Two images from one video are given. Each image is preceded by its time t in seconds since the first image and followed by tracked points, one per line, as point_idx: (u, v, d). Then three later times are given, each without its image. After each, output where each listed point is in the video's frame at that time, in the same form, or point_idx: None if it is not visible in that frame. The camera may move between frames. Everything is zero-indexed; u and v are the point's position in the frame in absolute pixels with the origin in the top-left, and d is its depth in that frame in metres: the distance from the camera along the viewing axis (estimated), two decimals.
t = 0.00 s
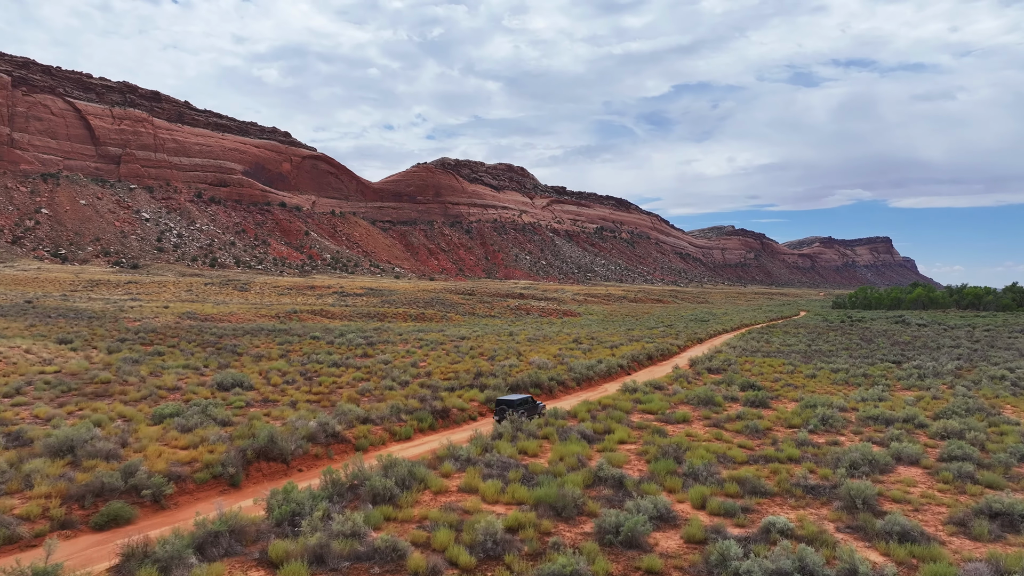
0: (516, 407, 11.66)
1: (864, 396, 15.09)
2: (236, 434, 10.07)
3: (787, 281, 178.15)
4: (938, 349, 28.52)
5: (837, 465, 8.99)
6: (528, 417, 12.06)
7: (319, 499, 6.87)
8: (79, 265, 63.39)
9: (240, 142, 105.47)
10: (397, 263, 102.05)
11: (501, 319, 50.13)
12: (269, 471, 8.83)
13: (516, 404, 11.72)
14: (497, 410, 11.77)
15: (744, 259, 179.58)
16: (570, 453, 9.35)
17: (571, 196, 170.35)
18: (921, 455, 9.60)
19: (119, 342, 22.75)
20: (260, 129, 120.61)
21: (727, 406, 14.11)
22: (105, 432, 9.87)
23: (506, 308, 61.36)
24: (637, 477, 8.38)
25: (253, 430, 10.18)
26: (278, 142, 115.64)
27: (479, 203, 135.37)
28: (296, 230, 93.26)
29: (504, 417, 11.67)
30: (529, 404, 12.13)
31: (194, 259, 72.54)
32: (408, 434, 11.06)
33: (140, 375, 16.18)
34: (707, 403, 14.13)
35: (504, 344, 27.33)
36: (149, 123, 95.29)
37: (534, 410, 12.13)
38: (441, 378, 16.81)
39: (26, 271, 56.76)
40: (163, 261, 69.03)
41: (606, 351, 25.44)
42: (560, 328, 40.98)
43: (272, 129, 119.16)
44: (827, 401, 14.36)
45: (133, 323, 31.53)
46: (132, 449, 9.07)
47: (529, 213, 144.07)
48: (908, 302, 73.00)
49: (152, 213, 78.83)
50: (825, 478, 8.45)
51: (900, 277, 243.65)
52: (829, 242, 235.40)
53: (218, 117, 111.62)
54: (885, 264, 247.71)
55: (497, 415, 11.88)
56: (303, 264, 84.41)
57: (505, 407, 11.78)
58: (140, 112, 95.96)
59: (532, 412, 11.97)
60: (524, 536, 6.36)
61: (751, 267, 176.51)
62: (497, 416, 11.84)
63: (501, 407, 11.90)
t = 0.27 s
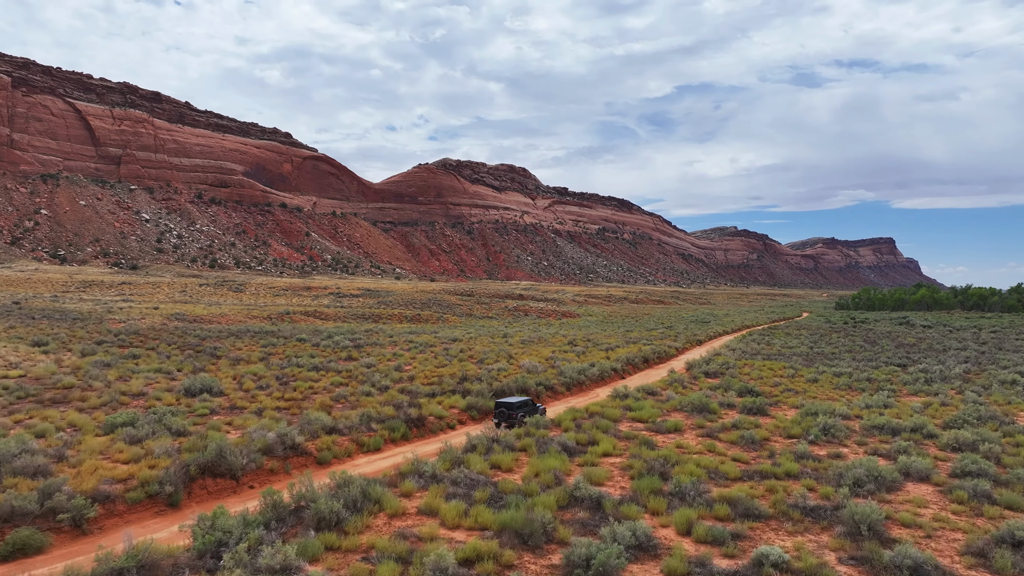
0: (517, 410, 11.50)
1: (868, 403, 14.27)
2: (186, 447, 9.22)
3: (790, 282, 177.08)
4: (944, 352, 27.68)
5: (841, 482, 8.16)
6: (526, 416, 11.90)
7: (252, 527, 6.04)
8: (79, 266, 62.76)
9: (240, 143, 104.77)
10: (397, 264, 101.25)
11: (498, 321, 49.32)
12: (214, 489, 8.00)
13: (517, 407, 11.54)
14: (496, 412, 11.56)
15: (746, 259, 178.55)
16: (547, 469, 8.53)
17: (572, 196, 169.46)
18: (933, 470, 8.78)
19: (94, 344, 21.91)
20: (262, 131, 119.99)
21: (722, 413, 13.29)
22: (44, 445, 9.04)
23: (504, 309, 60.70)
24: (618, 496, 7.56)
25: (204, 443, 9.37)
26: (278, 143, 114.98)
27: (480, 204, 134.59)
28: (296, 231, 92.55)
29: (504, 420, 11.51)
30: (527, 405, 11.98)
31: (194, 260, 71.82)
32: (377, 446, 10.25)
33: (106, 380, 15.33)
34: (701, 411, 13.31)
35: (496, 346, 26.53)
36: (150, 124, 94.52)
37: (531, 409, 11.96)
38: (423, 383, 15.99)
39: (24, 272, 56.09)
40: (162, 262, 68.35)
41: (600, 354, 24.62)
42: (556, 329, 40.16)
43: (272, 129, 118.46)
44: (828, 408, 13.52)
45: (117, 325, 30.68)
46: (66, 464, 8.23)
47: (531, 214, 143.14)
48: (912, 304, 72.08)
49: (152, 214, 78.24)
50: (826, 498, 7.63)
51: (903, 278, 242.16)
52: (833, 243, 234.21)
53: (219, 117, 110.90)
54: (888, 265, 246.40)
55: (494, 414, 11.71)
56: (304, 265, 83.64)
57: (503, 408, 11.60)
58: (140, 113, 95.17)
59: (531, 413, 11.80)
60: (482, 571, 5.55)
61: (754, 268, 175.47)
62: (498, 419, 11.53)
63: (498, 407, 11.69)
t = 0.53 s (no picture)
0: (515, 412, 11.52)
1: (871, 409, 13.47)
2: (128, 458, 8.46)
3: (795, 283, 175.89)
4: (952, 354, 26.81)
5: (840, 501, 7.37)
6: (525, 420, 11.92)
7: (162, 560, 5.27)
8: (81, 267, 62.25)
9: (243, 143, 104.12)
10: (401, 265, 100.58)
11: (497, 321, 48.64)
12: (146, 508, 7.22)
13: (516, 408, 11.57)
14: (494, 413, 11.61)
15: (751, 260, 177.42)
16: (516, 485, 7.78)
17: (575, 197, 168.60)
18: (942, 486, 7.99)
19: (70, 346, 21.14)
20: (264, 132, 119.46)
21: (715, 421, 12.49)
22: None
23: (503, 310, 60.15)
24: (589, 518, 6.77)
25: (149, 455, 8.63)
26: (281, 143, 114.42)
27: (484, 205, 133.84)
28: (299, 232, 92.00)
29: (502, 422, 11.55)
30: (527, 406, 12.01)
31: (196, 261, 71.27)
32: (340, 458, 9.50)
33: (71, 384, 14.57)
34: (694, 418, 12.54)
35: (489, 348, 25.81)
36: (153, 125, 93.78)
37: (533, 413, 12.01)
38: (404, 387, 15.23)
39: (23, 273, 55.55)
40: (164, 263, 67.79)
41: (595, 356, 23.88)
42: (555, 331, 39.44)
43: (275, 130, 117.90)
44: (830, 415, 12.72)
45: (104, 326, 29.98)
46: None
47: (535, 215, 142.30)
48: (918, 305, 71.12)
49: (155, 215, 77.73)
50: (824, 519, 6.86)
51: (909, 278, 240.46)
52: (838, 243, 232.66)
53: (222, 118, 110.22)
54: (895, 266, 244.73)
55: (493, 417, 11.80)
56: (307, 266, 83.07)
57: (502, 409, 11.64)
58: (144, 114, 94.13)
59: (531, 416, 11.81)
60: None
61: (759, 269, 174.31)
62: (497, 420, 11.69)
63: (497, 408, 11.75)
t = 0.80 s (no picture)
0: (515, 413, 11.32)
1: (874, 415, 12.67)
2: (60, 469, 7.78)
3: (804, 284, 174.47)
4: (961, 356, 26.01)
5: (833, 523, 6.61)
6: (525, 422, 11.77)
7: None
8: (87, 267, 62.00)
9: (250, 144, 103.76)
10: (408, 266, 99.97)
11: (498, 322, 48.10)
12: (64, 526, 6.51)
13: (515, 409, 11.37)
14: (493, 414, 11.42)
15: (761, 261, 176.06)
16: (476, 503, 7.06)
17: (582, 197, 167.78)
18: (948, 505, 7.22)
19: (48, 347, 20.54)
20: (272, 132, 119.18)
21: (707, 429, 11.72)
22: None
23: (504, 310, 59.73)
24: (548, 542, 6.04)
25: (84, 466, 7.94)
26: (289, 145, 114.09)
27: (491, 205, 133.16)
28: (306, 232, 91.62)
29: (501, 423, 11.34)
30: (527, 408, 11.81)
31: (202, 261, 70.94)
32: (295, 470, 8.79)
33: (36, 388, 13.92)
34: (684, 425, 11.78)
35: (483, 350, 25.11)
36: (161, 126, 93.45)
37: (531, 414, 11.83)
38: (384, 392, 14.57)
39: (28, 274, 55.25)
40: (170, 263, 67.44)
41: (591, 358, 23.11)
42: (556, 332, 38.76)
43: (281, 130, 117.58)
44: (829, 422, 11.94)
45: (93, 326, 29.44)
46: None
47: (542, 215, 141.46)
48: (929, 305, 70.03)
49: (162, 216, 77.46)
50: (815, 543, 6.10)
51: (919, 279, 238.49)
52: (848, 243, 230.62)
53: (229, 119, 109.92)
54: (905, 267, 242.62)
55: (492, 417, 11.63)
56: (313, 266, 82.67)
57: (501, 410, 11.45)
58: (152, 116, 93.84)
59: (530, 418, 11.63)
60: None
61: (768, 269, 172.93)
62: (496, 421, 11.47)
63: (496, 409, 11.56)
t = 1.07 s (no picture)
0: (513, 413, 11.18)
1: (876, 422, 11.91)
2: None
3: (817, 284, 172.62)
4: (974, 358, 25.09)
5: (818, 549, 5.89)
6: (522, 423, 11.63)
7: None
8: (98, 267, 61.92)
9: (260, 145, 103.61)
10: (418, 266, 99.49)
11: (502, 322, 47.51)
12: None
13: (513, 409, 11.23)
14: (490, 415, 11.16)
15: (773, 261, 174.42)
16: (422, 524, 6.38)
17: (593, 197, 166.75)
18: (949, 526, 6.47)
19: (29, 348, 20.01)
20: (281, 133, 119.07)
21: (696, 437, 11.00)
22: None
23: (509, 310, 59.16)
24: (494, 570, 5.39)
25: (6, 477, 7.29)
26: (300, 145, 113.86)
27: (502, 205, 132.52)
28: (316, 232, 91.39)
29: (499, 423, 11.17)
30: (524, 408, 11.59)
31: (212, 262, 70.74)
32: (242, 482, 8.15)
33: None
34: (672, 432, 11.07)
35: (477, 350, 24.49)
36: (172, 127, 93.42)
37: (530, 414, 11.70)
38: (362, 395, 13.97)
39: (36, 274, 55.16)
40: (180, 264, 67.30)
41: (588, 360, 22.39)
42: (558, 332, 38.05)
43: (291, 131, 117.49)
44: (826, 429, 11.17)
45: (85, 326, 28.98)
46: None
47: (552, 215, 140.67)
48: (943, 306, 68.80)
49: (173, 217, 77.39)
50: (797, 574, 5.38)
51: (935, 279, 235.70)
52: (862, 243, 228.17)
53: (239, 120, 109.79)
54: (920, 267, 239.78)
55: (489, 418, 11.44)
56: (322, 267, 82.36)
57: (499, 410, 11.28)
58: (163, 117, 93.78)
59: (528, 418, 11.51)
60: None
61: (781, 270, 171.30)
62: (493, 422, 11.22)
63: (494, 409, 11.38)
